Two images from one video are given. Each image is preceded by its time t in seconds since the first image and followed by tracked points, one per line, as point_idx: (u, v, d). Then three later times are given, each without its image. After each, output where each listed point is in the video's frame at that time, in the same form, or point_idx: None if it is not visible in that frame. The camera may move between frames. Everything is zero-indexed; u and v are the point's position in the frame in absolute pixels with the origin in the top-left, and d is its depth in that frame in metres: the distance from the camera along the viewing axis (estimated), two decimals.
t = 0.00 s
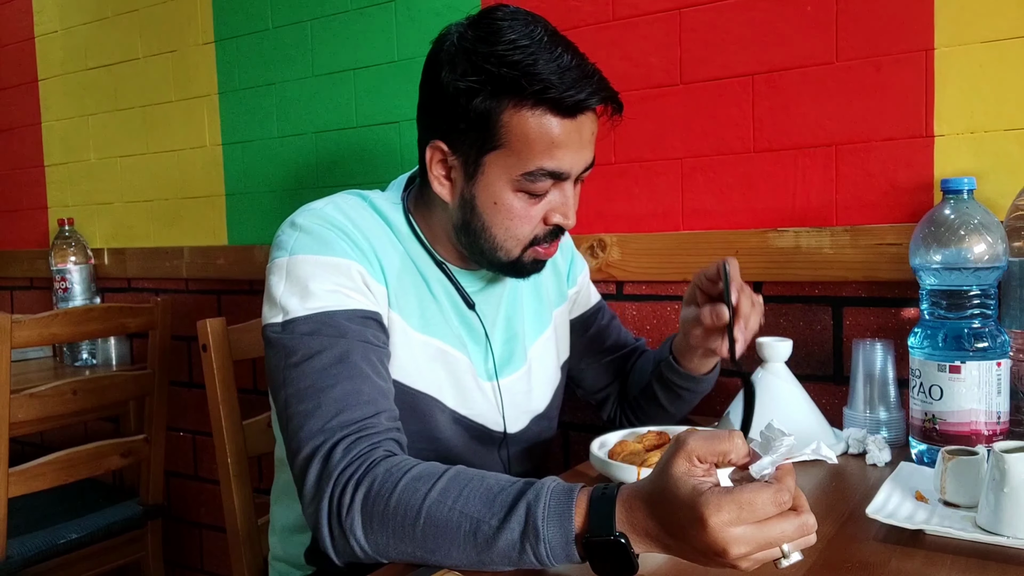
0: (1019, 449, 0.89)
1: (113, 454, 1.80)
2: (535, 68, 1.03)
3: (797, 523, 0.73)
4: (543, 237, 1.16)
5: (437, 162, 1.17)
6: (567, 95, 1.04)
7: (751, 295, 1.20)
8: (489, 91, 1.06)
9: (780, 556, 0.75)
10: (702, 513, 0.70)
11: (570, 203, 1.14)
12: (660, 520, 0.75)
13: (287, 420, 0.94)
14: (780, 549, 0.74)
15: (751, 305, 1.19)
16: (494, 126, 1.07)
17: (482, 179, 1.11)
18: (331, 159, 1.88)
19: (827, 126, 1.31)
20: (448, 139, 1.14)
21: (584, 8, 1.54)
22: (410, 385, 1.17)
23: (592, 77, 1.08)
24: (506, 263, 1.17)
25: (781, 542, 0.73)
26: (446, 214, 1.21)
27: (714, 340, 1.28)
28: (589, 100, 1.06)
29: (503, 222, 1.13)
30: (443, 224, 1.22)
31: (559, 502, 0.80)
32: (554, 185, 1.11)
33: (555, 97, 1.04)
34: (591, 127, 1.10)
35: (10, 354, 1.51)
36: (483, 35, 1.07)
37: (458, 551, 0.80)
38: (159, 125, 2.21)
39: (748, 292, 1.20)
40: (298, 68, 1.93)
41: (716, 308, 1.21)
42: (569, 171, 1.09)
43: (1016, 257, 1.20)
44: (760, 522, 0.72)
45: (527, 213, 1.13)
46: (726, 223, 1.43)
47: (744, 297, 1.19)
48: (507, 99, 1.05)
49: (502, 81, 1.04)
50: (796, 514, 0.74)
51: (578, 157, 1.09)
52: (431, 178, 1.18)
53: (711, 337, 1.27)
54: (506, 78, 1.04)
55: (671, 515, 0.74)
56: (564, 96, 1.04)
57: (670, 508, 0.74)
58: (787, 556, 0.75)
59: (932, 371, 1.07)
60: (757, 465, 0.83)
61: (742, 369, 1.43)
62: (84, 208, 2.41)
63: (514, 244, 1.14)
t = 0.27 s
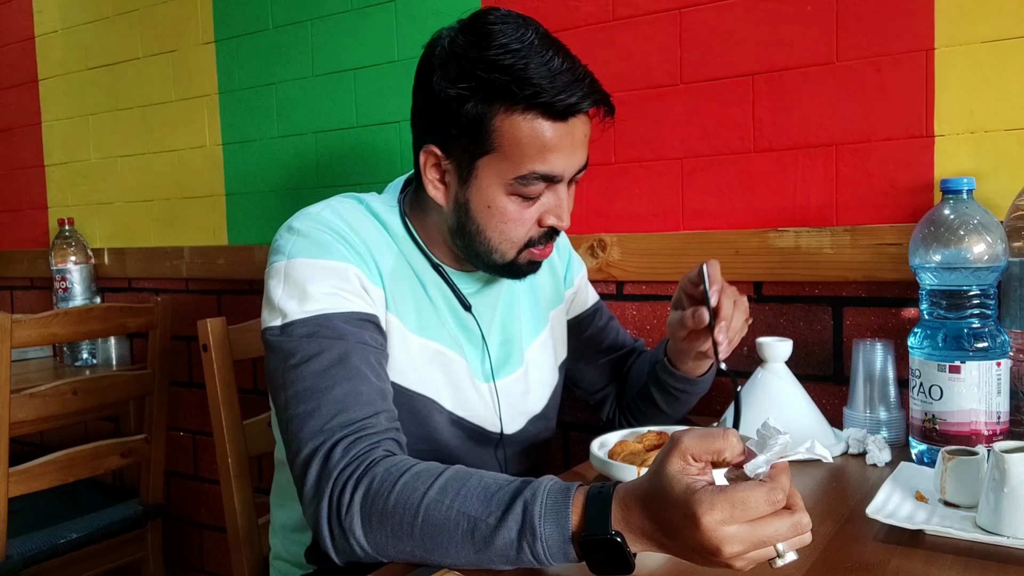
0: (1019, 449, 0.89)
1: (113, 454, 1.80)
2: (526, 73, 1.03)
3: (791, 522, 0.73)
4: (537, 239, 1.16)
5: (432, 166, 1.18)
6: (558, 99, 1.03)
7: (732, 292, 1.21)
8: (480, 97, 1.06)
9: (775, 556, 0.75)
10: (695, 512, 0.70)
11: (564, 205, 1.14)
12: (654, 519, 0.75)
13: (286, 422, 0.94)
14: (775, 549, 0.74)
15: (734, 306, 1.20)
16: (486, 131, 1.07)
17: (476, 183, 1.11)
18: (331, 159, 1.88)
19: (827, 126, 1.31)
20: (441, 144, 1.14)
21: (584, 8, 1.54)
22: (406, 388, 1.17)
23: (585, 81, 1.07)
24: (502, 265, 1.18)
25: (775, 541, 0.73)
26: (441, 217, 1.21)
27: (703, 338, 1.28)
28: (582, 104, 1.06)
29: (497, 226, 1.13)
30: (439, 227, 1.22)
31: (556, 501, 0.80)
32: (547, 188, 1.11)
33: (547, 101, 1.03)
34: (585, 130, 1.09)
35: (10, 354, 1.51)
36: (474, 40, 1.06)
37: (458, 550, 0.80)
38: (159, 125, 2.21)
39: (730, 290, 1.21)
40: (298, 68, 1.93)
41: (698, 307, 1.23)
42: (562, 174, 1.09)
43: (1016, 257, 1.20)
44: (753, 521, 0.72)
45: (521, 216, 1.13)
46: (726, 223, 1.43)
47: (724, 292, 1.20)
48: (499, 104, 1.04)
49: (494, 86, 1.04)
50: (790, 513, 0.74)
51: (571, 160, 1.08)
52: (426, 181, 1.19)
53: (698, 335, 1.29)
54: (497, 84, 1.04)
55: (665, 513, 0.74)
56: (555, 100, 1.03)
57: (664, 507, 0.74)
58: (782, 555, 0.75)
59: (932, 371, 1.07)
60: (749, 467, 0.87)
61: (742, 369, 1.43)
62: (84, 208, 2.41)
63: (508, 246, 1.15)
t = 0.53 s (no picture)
0: (1019, 450, 0.89)
1: (113, 454, 1.80)
2: (517, 77, 1.03)
3: (790, 521, 0.73)
4: (532, 242, 1.16)
5: (425, 170, 1.18)
6: (549, 103, 1.03)
7: (723, 309, 1.21)
8: (470, 102, 1.06)
9: (774, 555, 0.75)
10: (695, 510, 0.70)
11: (558, 208, 1.13)
12: (653, 517, 0.75)
13: (285, 424, 0.94)
14: (775, 548, 0.74)
15: (724, 322, 1.21)
16: (478, 135, 1.07)
17: (469, 187, 1.12)
18: (331, 159, 1.88)
19: (827, 126, 1.31)
20: (434, 147, 1.14)
21: (584, 8, 1.54)
22: (403, 389, 1.17)
23: (577, 83, 1.07)
24: (497, 268, 1.18)
25: (774, 540, 0.73)
26: (435, 220, 1.21)
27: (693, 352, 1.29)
28: (573, 107, 1.05)
29: (491, 229, 1.13)
30: (434, 229, 1.23)
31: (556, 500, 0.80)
32: (540, 191, 1.11)
33: (538, 105, 1.03)
34: (578, 132, 1.09)
35: (10, 354, 1.51)
36: (464, 45, 1.06)
37: (458, 550, 0.80)
38: (159, 125, 2.21)
39: (722, 306, 1.22)
40: (298, 68, 1.93)
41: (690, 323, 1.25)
42: (555, 178, 1.09)
43: (1016, 257, 1.20)
44: (752, 520, 0.72)
45: (515, 219, 1.13)
46: (726, 223, 1.43)
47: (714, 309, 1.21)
48: (490, 108, 1.04)
49: (484, 91, 1.04)
50: (790, 512, 0.74)
51: (564, 163, 1.08)
52: (419, 185, 1.19)
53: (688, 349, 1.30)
54: (487, 89, 1.04)
55: (664, 512, 0.74)
56: (546, 104, 1.03)
57: (664, 506, 0.74)
58: (781, 555, 0.75)
59: (932, 371, 1.07)
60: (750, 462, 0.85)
61: (742, 369, 1.43)
62: (84, 208, 2.41)
63: (502, 250, 1.15)
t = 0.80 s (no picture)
0: (1019, 449, 0.89)
1: (113, 454, 1.80)
2: (517, 81, 1.03)
3: (790, 522, 0.73)
4: (531, 244, 1.16)
5: (424, 171, 1.18)
6: (549, 106, 1.03)
7: (724, 317, 1.20)
8: (468, 106, 1.06)
9: (773, 556, 0.74)
10: (694, 510, 0.71)
11: (558, 211, 1.13)
12: (652, 517, 0.75)
13: (285, 423, 0.94)
14: (774, 549, 0.74)
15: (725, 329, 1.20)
16: (477, 138, 1.07)
17: (468, 189, 1.12)
18: (332, 158, 1.88)
19: (827, 126, 1.31)
20: (433, 149, 1.14)
21: (584, 8, 1.54)
22: (403, 389, 1.17)
23: (577, 86, 1.07)
24: (496, 270, 1.18)
25: (774, 541, 0.73)
26: (434, 222, 1.21)
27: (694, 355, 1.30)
28: (573, 110, 1.05)
29: (490, 232, 1.13)
30: (433, 231, 1.23)
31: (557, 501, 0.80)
32: (540, 194, 1.11)
33: (537, 109, 1.03)
34: (578, 135, 1.09)
35: (10, 354, 1.51)
36: (463, 48, 1.06)
37: (458, 550, 0.80)
38: (158, 125, 2.21)
39: (723, 312, 1.21)
40: (298, 67, 1.93)
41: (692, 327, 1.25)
42: (555, 181, 1.09)
43: (1016, 257, 1.20)
44: (752, 521, 0.72)
45: (514, 221, 1.13)
46: (726, 223, 1.43)
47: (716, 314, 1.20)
48: (489, 112, 1.04)
49: (483, 95, 1.04)
50: (789, 513, 0.74)
51: (564, 166, 1.08)
52: (418, 186, 1.19)
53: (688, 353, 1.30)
54: (485, 93, 1.04)
55: (664, 512, 0.74)
56: (546, 107, 1.03)
57: (663, 506, 0.74)
58: (781, 555, 0.75)
59: (932, 371, 1.07)
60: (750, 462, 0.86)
61: (742, 368, 1.43)
62: (84, 207, 2.41)
63: (502, 252, 1.15)
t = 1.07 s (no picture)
0: (1019, 449, 0.89)
1: (113, 454, 1.80)
2: (516, 85, 1.03)
3: (789, 520, 0.73)
4: (531, 247, 1.16)
5: (423, 173, 1.18)
6: (548, 111, 1.03)
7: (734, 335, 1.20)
8: (467, 111, 1.06)
9: (772, 555, 0.74)
10: (694, 507, 0.71)
11: (557, 214, 1.13)
12: (651, 516, 0.75)
13: (284, 423, 0.94)
14: (773, 548, 0.74)
15: (733, 346, 1.20)
16: (476, 142, 1.07)
17: (466, 192, 1.12)
18: (331, 158, 1.88)
19: (827, 126, 1.31)
20: (431, 152, 1.14)
21: (584, 8, 1.54)
22: (403, 389, 1.17)
23: (576, 90, 1.07)
24: (495, 273, 1.18)
25: (773, 539, 0.73)
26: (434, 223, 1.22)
27: (699, 367, 1.29)
28: (573, 114, 1.05)
29: (489, 235, 1.13)
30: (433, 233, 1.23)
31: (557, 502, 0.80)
32: (539, 198, 1.11)
33: (537, 114, 1.03)
34: (577, 139, 1.09)
35: (10, 354, 1.51)
36: (462, 52, 1.06)
37: (458, 550, 0.80)
38: (159, 125, 2.21)
39: (732, 329, 1.21)
40: (298, 67, 1.93)
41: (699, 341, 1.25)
42: (554, 185, 1.08)
43: (1016, 257, 1.20)
44: (751, 519, 0.72)
45: (513, 224, 1.13)
46: (726, 223, 1.43)
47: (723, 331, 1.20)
48: (488, 117, 1.04)
49: (482, 99, 1.04)
50: (788, 511, 0.74)
51: (563, 170, 1.08)
52: (417, 188, 1.19)
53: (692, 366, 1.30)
54: (484, 97, 1.04)
55: (663, 510, 0.74)
56: (545, 112, 1.03)
57: (663, 504, 0.74)
58: (780, 554, 0.75)
59: (932, 371, 1.07)
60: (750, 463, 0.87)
61: (742, 368, 1.43)
62: (84, 207, 2.41)
63: (501, 255, 1.15)
